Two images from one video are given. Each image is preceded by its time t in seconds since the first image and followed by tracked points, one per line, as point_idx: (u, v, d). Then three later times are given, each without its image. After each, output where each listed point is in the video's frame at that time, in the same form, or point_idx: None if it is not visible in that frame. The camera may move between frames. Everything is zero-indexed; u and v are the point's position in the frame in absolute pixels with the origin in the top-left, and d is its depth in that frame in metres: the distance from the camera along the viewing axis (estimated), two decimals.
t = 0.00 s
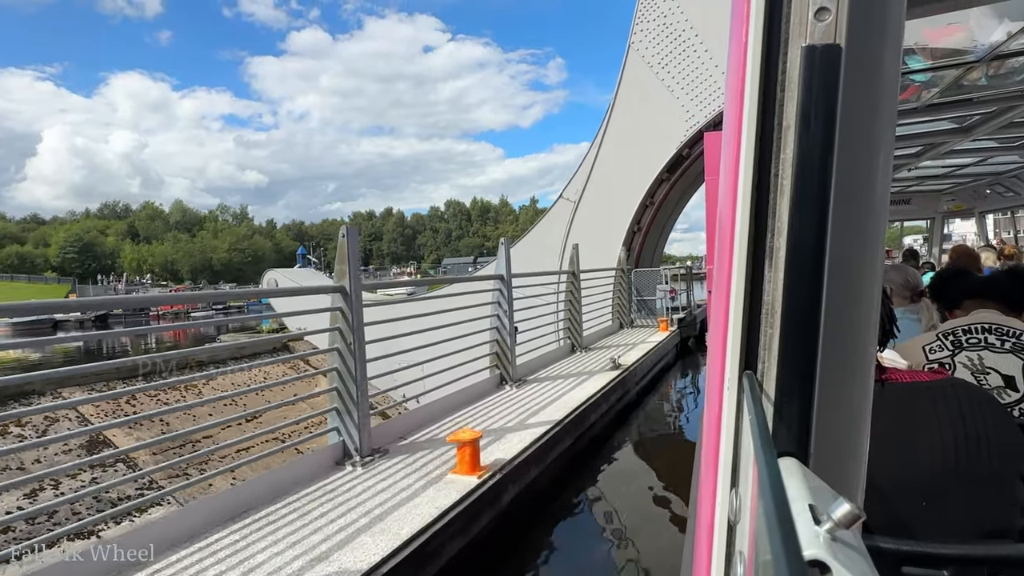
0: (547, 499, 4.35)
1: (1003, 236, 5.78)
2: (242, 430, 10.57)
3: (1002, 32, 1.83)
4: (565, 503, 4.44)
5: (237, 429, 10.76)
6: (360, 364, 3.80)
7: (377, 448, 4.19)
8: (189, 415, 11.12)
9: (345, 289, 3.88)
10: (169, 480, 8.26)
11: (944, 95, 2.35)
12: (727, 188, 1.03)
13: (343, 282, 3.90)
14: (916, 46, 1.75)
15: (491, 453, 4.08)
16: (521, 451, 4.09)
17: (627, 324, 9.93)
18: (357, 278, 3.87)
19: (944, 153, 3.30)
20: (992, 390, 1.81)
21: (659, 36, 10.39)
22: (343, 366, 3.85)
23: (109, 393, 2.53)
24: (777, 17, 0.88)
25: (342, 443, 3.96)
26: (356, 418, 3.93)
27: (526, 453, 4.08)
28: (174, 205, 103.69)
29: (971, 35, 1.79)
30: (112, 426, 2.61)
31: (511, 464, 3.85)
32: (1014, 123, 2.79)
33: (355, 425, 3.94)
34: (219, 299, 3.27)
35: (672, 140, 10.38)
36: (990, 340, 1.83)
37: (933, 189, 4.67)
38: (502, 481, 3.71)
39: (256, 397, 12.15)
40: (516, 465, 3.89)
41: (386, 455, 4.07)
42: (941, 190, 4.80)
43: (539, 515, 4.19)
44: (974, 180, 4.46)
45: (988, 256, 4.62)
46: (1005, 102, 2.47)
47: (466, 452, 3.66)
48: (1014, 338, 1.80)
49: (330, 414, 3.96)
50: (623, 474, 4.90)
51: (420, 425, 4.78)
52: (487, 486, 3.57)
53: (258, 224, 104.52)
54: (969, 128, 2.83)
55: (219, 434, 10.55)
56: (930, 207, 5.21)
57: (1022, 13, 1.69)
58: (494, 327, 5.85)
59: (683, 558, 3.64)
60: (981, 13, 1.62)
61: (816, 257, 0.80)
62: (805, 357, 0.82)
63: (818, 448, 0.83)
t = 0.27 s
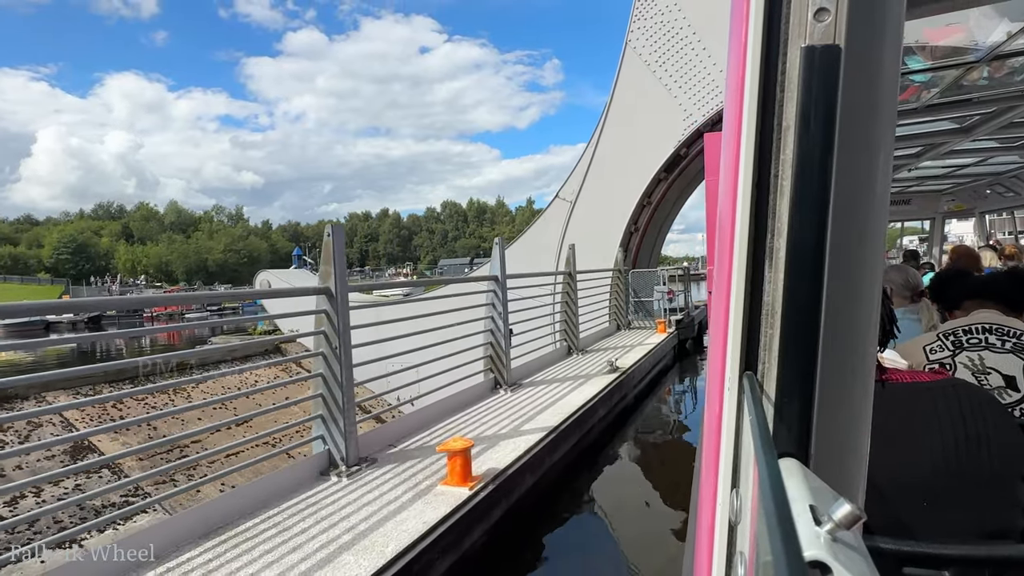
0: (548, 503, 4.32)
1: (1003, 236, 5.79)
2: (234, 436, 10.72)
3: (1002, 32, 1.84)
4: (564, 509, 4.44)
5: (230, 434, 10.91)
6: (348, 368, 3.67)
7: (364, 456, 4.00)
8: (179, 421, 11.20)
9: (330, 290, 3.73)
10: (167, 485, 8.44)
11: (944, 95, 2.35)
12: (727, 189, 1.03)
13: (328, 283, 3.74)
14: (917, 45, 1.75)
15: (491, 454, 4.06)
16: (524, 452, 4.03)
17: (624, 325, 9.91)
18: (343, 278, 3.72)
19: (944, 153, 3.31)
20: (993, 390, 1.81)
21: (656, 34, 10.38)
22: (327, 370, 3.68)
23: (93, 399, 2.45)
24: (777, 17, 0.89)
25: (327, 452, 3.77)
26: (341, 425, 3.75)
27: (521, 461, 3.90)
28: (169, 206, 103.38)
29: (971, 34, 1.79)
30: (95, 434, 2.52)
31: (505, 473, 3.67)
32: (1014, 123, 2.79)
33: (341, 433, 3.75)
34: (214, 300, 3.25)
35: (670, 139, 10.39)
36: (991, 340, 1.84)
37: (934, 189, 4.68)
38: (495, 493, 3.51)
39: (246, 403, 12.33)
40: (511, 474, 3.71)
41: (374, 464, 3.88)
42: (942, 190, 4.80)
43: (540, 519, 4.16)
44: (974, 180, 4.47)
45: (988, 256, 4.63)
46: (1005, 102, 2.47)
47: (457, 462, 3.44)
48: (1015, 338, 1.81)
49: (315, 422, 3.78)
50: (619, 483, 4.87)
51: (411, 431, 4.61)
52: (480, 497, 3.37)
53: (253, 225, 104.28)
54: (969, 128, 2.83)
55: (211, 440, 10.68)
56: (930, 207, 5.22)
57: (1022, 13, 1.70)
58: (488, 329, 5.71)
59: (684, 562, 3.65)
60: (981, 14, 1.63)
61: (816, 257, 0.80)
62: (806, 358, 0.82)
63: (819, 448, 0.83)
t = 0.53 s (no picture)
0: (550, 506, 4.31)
1: (1004, 236, 5.80)
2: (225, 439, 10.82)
3: (1001, 30, 1.84)
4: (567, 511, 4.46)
5: (220, 438, 10.98)
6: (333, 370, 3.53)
7: (350, 465, 3.85)
8: (167, 424, 11.20)
9: (314, 290, 3.59)
10: (160, 488, 8.53)
11: (943, 95, 2.35)
12: (727, 188, 1.03)
13: (312, 283, 3.59)
14: (917, 43, 1.74)
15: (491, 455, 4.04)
16: (526, 452, 3.99)
17: (621, 326, 9.91)
18: (328, 278, 3.58)
19: (944, 152, 3.31)
20: (995, 388, 1.81)
21: (653, 30, 10.37)
22: (310, 374, 3.53)
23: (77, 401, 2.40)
24: (776, 16, 0.88)
25: (310, 460, 3.61)
26: (325, 431, 3.58)
27: (515, 468, 3.77)
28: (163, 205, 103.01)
29: (970, 33, 1.79)
30: (77, 437, 2.47)
31: (497, 482, 3.52)
32: (1014, 121, 2.79)
33: (324, 440, 3.59)
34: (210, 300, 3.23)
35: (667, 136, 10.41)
36: (992, 339, 1.84)
37: (933, 188, 4.68)
38: (488, 503, 3.38)
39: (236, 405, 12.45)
40: (504, 483, 3.56)
41: (359, 474, 3.72)
42: (942, 189, 4.80)
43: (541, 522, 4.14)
44: (975, 178, 4.47)
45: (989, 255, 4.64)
46: (1005, 100, 2.47)
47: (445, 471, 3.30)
48: (1016, 336, 1.81)
49: (297, 427, 3.62)
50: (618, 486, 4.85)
51: (400, 437, 4.46)
52: (471, 508, 3.22)
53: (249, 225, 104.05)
54: (969, 126, 2.83)
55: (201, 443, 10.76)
56: (930, 206, 5.22)
57: (1021, 11, 1.70)
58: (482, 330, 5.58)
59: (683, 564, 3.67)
60: (981, 11, 1.63)
61: (814, 257, 0.80)
62: (806, 358, 0.82)
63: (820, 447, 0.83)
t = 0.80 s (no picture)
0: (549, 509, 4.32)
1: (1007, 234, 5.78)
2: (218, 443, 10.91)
3: (1003, 29, 1.85)
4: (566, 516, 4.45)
5: (211, 441, 11.06)
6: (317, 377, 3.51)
7: (334, 475, 3.79)
8: (156, 429, 11.24)
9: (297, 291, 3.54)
10: (153, 492, 8.61)
11: (945, 95, 2.35)
12: (727, 188, 1.03)
13: (294, 284, 3.54)
14: (918, 43, 1.75)
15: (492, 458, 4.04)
16: (524, 455, 4.02)
17: (619, 326, 9.89)
18: (310, 278, 3.54)
19: (946, 151, 3.31)
20: (997, 387, 1.79)
21: (651, 26, 10.37)
22: (293, 380, 3.50)
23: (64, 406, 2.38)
24: (775, 17, 0.88)
25: (293, 469, 3.57)
26: (308, 440, 3.54)
27: (508, 477, 3.75)
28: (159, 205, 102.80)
29: (972, 32, 1.80)
30: (63, 443, 2.44)
31: (489, 492, 3.49)
32: (1016, 121, 2.79)
33: (307, 448, 3.55)
34: (207, 298, 3.20)
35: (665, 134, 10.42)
36: (994, 338, 1.85)
37: (935, 188, 4.68)
38: (480, 512, 3.34)
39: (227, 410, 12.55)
40: (497, 493, 3.53)
41: (342, 484, 3.66)
42: (944, 188, 4.80)
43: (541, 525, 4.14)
44: (978, 177, 4.47)
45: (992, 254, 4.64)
46: (1007, 99, 2.47)
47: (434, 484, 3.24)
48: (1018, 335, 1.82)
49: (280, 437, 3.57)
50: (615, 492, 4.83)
51: (389, 443, 4.41)
52: (460, 521, 3.16)
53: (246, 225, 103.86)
54: (972, 125, 2.83)
55: (192, 447, 10.84)
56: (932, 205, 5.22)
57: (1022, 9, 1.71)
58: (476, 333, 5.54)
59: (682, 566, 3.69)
60: (981, 11, 1.64)
61: (814, 257, 0.80)
62: (805, 357, 0.82)
63: (819, 446, 0.83)
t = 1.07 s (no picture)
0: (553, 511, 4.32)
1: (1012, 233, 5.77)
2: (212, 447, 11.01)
3: (1010, 27, 1.85)
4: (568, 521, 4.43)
5: (203, 446, 11.12)
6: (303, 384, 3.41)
7: (320, 486, 3.61)
8: (146, 432, 11.30)
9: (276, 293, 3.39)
10: (141, 500, 8.65)
11: (951, 92, 2.34)
12: (731, 186, 1.03)
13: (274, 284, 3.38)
14: (924, 41, 1.75)
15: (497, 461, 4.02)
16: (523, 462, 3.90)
17: (619, 326, 9.85)
18: (292, 278, 3.38)
19: (951, 149, 3.30)
20: (1003, 387, 1.79)
21: (651, 22, 10.35)
22: (275, 388, 3.35)
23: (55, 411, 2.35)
24: (779, 17, 0.88)
25: (275, 482, 3.40)
26: (291, 451, 3.37)
27: (503, 488, 3.60)
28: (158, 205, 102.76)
29: (978, 29, 1.80)
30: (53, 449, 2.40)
31: (482, 506, 3.32)
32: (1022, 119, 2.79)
33: (290, 460, 3.38)
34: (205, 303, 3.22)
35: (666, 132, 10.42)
36: (1000, 338, 1.85)
37: (941, 186, 4.67)
38: (472, 529, 3.17)
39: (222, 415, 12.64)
40: (490, 507, 3.37)
41: (328, 497, 3.47)
42: (949, 187, 4.77)
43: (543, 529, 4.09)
44: (984, 175, 4.46)
45: (997, 253, 4.63)
46: (1013, 97, 2.46)
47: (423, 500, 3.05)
48: None
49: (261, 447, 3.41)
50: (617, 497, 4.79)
51: (378, 454, 4.20)
52: (450, 539, 2.98)
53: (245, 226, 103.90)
54: (977, 124, 2.82)
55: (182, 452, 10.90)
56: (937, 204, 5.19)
57: None
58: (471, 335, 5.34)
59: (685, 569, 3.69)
60: (988, 8, 1.64)
61: (819, 256, 0.80)
62: (808, 356, 0.82)
63: (823, 445, 0.83)
